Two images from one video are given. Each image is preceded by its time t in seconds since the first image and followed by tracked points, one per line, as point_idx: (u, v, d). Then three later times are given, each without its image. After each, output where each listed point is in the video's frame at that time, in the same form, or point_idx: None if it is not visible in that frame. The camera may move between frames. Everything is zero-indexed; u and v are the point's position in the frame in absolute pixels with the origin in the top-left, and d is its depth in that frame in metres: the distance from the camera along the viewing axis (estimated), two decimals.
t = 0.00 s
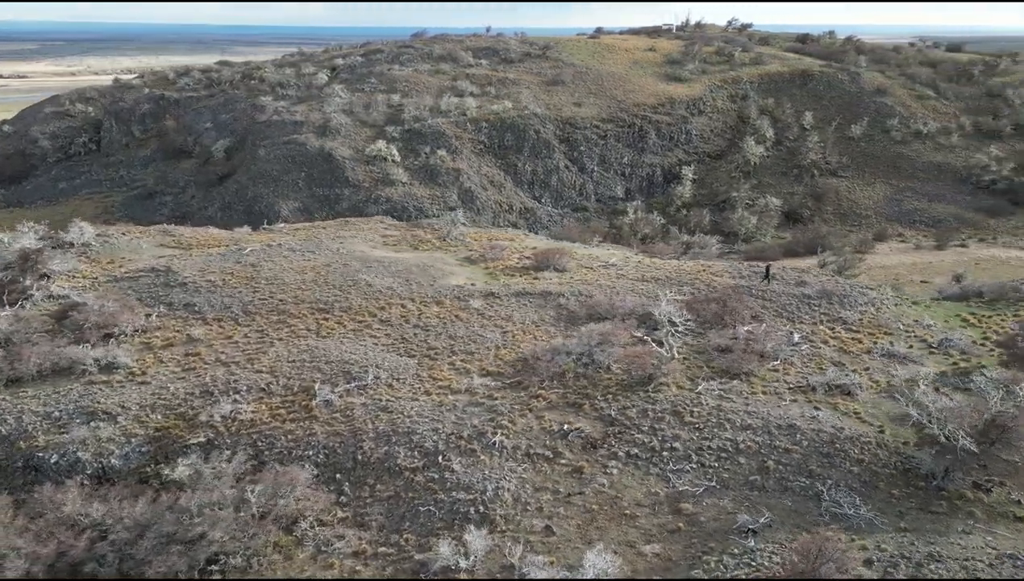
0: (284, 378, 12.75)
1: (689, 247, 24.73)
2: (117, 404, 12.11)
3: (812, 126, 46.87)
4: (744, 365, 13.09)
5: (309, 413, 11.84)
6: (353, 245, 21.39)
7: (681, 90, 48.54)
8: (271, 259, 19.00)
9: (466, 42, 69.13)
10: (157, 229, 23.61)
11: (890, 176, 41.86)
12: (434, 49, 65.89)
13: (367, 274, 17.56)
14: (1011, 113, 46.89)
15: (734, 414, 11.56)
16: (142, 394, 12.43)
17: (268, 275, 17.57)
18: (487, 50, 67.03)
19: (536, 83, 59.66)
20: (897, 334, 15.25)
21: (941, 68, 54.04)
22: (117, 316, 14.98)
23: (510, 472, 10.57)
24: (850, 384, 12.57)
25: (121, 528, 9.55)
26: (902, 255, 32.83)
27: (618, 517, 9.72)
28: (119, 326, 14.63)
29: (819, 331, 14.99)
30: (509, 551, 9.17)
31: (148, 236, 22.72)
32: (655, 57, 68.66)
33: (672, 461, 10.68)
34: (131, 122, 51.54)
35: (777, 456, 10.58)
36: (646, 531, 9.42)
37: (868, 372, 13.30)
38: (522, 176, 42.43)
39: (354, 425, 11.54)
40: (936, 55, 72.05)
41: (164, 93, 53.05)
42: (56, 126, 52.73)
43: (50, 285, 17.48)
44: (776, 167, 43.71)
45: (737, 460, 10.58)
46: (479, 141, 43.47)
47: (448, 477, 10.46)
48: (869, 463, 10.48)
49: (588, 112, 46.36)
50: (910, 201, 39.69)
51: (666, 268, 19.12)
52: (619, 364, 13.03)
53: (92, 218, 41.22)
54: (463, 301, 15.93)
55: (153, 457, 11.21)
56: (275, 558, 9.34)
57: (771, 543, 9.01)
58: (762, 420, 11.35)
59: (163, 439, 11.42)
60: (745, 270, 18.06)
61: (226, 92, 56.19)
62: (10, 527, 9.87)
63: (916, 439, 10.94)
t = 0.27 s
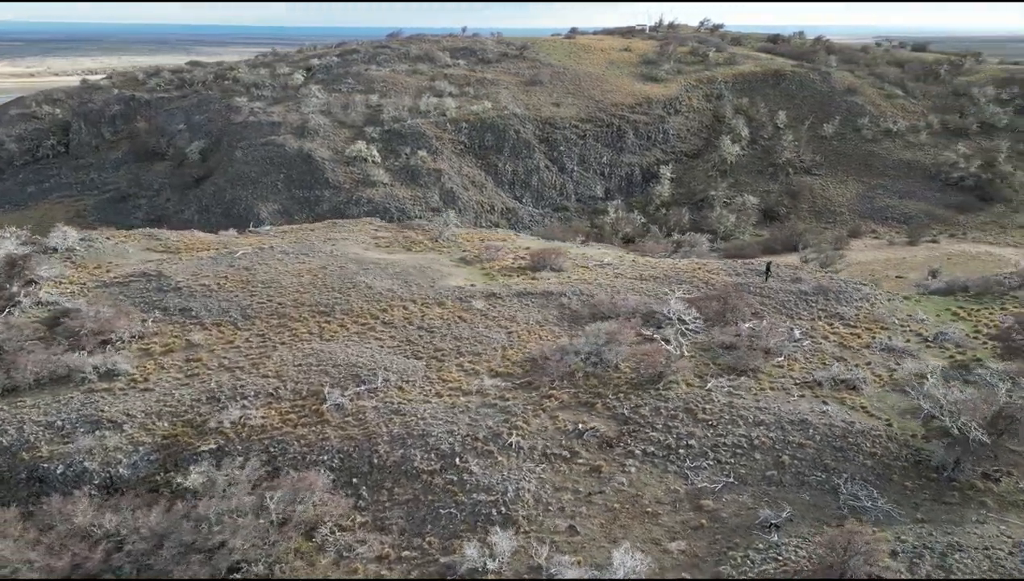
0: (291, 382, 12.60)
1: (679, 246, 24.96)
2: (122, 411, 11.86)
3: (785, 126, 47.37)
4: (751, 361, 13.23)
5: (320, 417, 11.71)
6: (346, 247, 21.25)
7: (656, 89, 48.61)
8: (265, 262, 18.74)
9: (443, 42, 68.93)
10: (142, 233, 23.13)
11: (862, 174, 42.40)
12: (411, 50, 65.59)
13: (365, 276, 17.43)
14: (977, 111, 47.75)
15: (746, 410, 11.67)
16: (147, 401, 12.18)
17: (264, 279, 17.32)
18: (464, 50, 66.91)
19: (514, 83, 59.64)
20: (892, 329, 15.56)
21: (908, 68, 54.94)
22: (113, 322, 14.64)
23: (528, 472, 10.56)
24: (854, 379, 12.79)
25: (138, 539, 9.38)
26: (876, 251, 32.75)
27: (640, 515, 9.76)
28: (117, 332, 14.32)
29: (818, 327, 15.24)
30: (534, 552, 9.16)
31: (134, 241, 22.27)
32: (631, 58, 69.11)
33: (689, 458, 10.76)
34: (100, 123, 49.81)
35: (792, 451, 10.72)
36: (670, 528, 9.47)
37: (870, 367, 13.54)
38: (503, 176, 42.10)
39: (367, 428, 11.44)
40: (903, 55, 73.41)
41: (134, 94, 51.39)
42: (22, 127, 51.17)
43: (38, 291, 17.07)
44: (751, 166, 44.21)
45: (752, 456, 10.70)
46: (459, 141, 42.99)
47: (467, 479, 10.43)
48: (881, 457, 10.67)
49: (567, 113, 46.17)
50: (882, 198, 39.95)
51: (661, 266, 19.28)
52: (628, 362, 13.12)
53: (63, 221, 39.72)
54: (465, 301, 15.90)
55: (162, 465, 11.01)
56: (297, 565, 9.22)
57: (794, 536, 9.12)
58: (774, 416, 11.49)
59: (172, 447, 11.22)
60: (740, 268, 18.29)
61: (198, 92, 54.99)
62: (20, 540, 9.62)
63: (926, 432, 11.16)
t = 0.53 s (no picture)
0: (300, 386, 12.45)
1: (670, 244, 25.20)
2: (128, 418, 11.62)
3: (761, 125, 47.35)
4: (757, 356, 13.38)
5: (333, 420, 11.60)
6: (339, 248, 21.08)
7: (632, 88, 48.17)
8: (260, 265, 18.49)
9: (420, 42, 68.65)
10: (127, 237, 22.66)
11: (836, 173, 42.48)
12: (389, 50, 65.19)
13: (365, 277, 17.29)
14: (945, 110, 48.21)
15: (757, 406, 11.81)
16: (153, 408, 11.94)
17: (261, 281, 17.10)
18: (442, 50, 66.68)
19: (493, 84, 59.50)
20: (888, 323, 15.88)
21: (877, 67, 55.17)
22: (111, 327, 14.33)
23: (548, 471, 10.57)
24: (859, 372, 13.01)
25: (157, 547, 9.22)
26: (852, 249, 32.98)
27: (663, 511, 9.82)
28: (115, 338, 14.02)
29: (818, 322, 15.46)
30: (561, 550, 9.15)
31: (120, 245, 21.80)
32: (607, 58, 69.41)
33: (706, 454, 10.85)
34: (70, 124, 47.77)
35: (806, 445, 10.87)
36: (694, 524, 9.53)
37: (872, 362, 13.79)
38: (484, 176, 41.34)
39: (381, 431, 11.35)
40: (873, 55, 74.64)
41: (105, 95, 49.27)
42: None
43: (26, 297, 16.62)
44: (727, 165, 44.13)
45: (768, 450, 10.83)
46: (440, 142, 41.97)
47: (487, 479, 10.40)
48: (892, 449, 10.87)
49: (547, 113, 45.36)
50: (856, 196, 39.98)
51: (658, 265, 19.44)
52: (637, 360, 13.21)
53: (34, 226, 37.90)
54: (469, 301, 15.86)
55: (174, 472, 10.83)
56: (321, 570, 9.12)
57: (817, 529, 9.25)
58: (785, 411, 11.64)
59: (183, 453, 11.03)
60: (736, 265, 18.52)
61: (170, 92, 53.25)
62: (34, 551, 9.38)
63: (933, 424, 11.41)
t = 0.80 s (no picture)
0: (311, 389, 12.31)
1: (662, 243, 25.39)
2: (137, 425, 11.39)
3: (736, 124, 46.31)
4: (764, 353, 13.52)
5: (347, 423, 11.49)
6: (333, 250, 20.88)
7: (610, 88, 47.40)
8: (255, 268, 18.22)
9: (398, 42, 68.23)
10: (113, 241, 22.15)
11: (810, 171, 41.65)
12: (366, 50, 64.67)
13: (364, 279, 17.16)
14: (914, 108, 47.40)
15: (769, 402, 11.94)
16: (161, 414, 11.72)
17: (259, 284, 16.85)
18: (420, 50, 66.32)
19: (472, 84, 59.22)
20: (884, 318, 16.19)
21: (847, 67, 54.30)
22: (110, 333, 14.03)
23: (568, 470, 10.58)
24: (864, 366, 13.23)
25: (179, 556, 9.12)
26: (830, 244, 32.28)
27: (685, 508, 9.87)
28: (115, 344, 13.74)
29: (819, 318, 15.69)
30: (589, 550, 9.16)
31: (106, 249, 21.30)
32: (585, 58, 69.58)
33: (723, 450, 10.94)
34: (39, 127, 45.58)
35: (820, 439, 11.03)
36: (717, 520, 9.60)
37: (875, 357, 14.01)
38: (466, 177, 40.14)
39: (398, 433, 11.27)
40: (843, 55, 75.76)
41: (75, 96, 47.11)
42: None
43: (16, 304, 16.18)
44: (705, 164, 42.97)
45: (783, 445, 10.96)
46: (422, 143, 40.97)
47: (508, 480, 10.37)
48: (903, 441, 11.07)
49: (528, 113, 44.33)
50: (830, 193, 39.23)
51: (655, 263, 19.58)
52: (646, 358, 13.28)
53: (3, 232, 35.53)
54: (473, 302, 15.83)
55: (188, 479, 10.64)
56: (348, 575, 9.03)
57: (839, 521, 9.38)
58: (797, 406, 11.79)
59: (196, 460, 10.85)
60: (733, 262, 18.73)
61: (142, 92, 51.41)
62: (50, 563, 9.17)
63: (940, 416, 11.65)
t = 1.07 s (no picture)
0: (321, 393, 12.17)
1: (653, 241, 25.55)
2: (146, 432, 11.17)
3: (711, 124, 46.32)
4: (769, 348, 13.68)
5: (362, 426, 11.38)
6: (326, 251, 20.67)
7: (587, 89, 47.50)
8: (250, 271, 17.95)
9: (374, 43, 67.71)
10: (98, 246, 21.63)
11: (784, 170, 41.11)
12: (342, 50, 64.04)
13: (363, 281, 17.01)
14: (883, 108, 47.10)
15: (780, 397, 12.10)
16: (169, 421, 11.49)
17: (256, 288, 16.61)
18: (396, 50, 65.85)
19: (450, 84, 58.89)
20: (879, 312, 16.51)
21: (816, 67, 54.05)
22: (108, 340, 13.72)
23: (587, 469, 10.60)
24: (866, 361, 13.47)
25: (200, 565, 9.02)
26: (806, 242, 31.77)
27: (707, 503, 9.95)
28: (115, 350, 13.45)
29: (817, 313, 15.93)
30: (616, 548, 9.18)
31: (90, 253, 20.83)
32: (561, 58, 69.67)
33: (738, 446, 11.05)
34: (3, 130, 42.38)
35: (832, 433, 11.20)
36: (740, 514, 9.69)
37: (876, 351, 14.26)
38: (446, 177, 39.51)
39: (414, 435, 11.19)
40: (812, 55, 76.88)
41: (42, 96, 44.22)
42: None
43: (5, 311, 15.75)
44: (682, 163, 42.73)
45: (797, 439, 11.12)
46: (401, 143, 40.29)
47: (528, 480, 10.36)
48: (912, 433, 11.29)
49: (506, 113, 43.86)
50: (804, 191, 38.67)
51: (650, 261, 19.73)
52: (654, 356, 13.37)
53: None
54: (476, 302, 15.79)
55: (202, 486, 10.45)
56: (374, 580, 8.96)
57: (858, 513, 9.54)
58: (807, 401, 11.96)
59: (209, 466, 10.67)
60: (728, 260, 18.95)
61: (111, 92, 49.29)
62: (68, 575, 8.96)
63: (945, 408, 11.92)
